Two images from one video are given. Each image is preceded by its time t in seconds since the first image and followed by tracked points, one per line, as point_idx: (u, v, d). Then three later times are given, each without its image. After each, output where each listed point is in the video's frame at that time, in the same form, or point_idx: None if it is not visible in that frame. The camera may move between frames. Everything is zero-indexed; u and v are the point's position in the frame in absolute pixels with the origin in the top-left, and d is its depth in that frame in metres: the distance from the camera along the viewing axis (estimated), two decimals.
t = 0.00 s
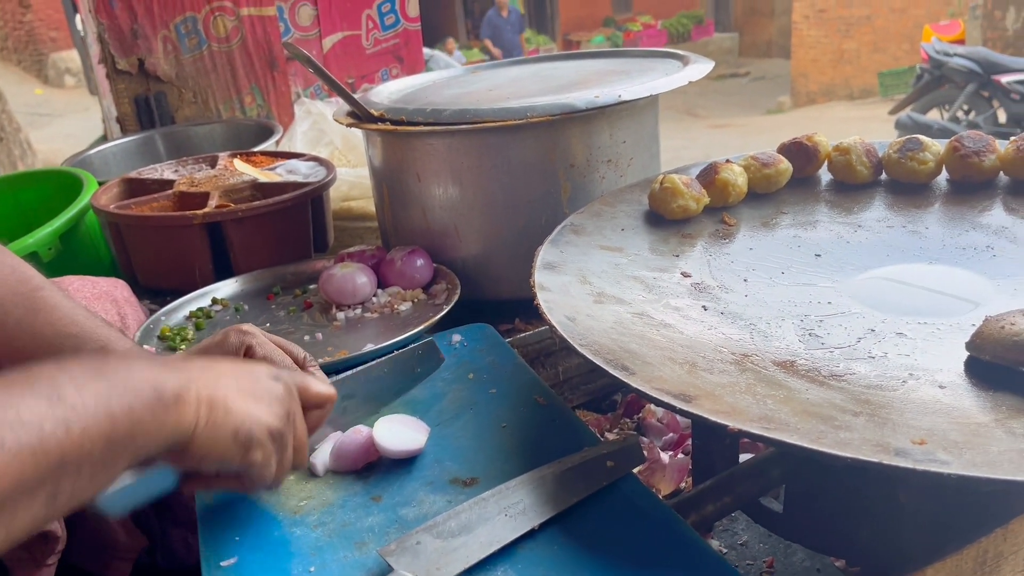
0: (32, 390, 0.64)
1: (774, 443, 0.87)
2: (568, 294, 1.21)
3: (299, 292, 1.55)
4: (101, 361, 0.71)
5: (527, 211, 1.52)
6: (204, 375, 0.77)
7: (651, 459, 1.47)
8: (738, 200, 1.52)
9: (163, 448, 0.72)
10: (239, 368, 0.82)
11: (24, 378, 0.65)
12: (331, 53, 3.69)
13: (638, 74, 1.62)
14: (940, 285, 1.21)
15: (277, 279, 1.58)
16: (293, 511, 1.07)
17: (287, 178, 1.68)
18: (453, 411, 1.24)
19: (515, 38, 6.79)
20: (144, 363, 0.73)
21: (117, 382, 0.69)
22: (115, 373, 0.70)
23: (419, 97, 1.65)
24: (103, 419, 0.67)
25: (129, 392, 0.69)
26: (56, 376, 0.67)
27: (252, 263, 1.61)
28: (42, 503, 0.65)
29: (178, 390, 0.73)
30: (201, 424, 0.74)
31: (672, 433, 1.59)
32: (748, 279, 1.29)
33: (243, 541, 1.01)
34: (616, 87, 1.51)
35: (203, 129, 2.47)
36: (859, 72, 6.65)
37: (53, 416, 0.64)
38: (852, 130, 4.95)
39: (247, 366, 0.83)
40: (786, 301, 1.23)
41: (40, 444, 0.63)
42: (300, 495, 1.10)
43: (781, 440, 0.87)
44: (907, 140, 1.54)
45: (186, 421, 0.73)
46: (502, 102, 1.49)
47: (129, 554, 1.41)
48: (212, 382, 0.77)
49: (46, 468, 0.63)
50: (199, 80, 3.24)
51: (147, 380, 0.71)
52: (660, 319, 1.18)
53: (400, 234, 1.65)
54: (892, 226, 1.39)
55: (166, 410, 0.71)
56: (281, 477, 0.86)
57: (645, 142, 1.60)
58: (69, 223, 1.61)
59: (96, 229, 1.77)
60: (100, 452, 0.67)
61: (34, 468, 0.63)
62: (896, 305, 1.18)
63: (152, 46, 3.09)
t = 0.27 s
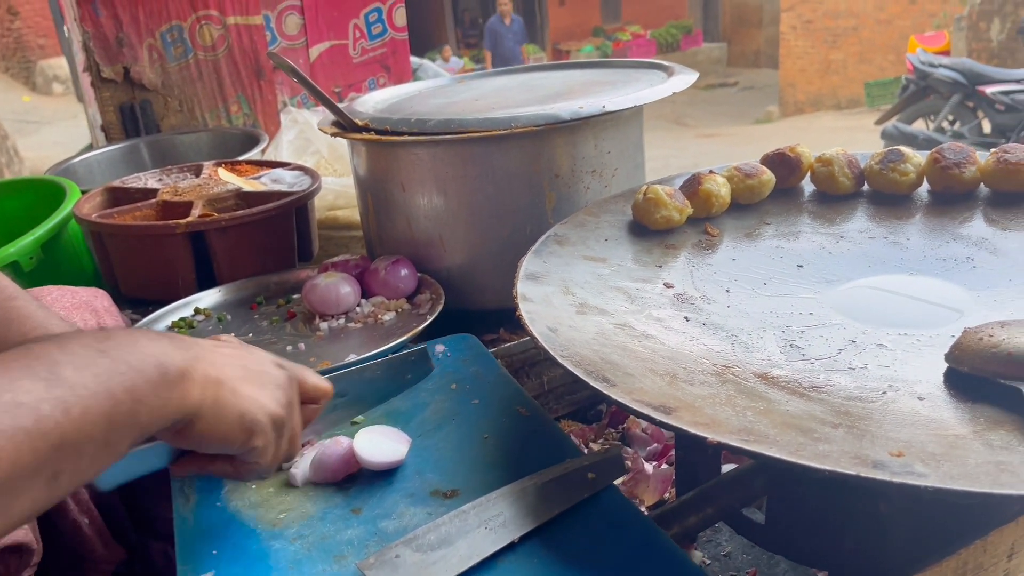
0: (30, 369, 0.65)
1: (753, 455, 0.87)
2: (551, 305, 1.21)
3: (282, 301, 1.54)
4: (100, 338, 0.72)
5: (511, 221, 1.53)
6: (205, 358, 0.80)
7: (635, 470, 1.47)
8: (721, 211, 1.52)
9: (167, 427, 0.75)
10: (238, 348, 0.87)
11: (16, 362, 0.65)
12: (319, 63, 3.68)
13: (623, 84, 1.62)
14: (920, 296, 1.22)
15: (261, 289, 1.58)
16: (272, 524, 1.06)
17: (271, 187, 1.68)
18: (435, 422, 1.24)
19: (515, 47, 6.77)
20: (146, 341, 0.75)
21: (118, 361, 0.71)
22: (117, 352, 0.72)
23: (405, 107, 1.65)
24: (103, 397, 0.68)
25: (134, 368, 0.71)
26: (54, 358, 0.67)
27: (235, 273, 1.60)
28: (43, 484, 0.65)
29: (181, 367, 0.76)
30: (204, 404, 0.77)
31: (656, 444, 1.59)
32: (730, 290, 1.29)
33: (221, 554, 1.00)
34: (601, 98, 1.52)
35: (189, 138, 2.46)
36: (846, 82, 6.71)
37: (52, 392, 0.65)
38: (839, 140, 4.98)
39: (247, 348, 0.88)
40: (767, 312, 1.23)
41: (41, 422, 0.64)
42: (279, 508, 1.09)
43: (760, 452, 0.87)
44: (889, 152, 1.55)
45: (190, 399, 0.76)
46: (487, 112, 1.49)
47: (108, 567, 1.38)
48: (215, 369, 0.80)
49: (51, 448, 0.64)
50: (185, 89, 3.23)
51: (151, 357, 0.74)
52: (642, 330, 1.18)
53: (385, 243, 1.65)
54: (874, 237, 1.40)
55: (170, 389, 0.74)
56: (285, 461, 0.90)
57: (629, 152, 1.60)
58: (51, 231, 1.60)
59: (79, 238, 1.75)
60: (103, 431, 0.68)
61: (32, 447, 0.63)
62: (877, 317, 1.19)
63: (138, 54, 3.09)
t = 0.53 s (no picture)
0: (70, 393, 0.68)
1: (737, 470, 0.87)
2: (539, 318, 1.22)
3: (273, 311, 1.55)
4: (144, 368, 0.76)
5: (502, 232, 1.54)
6: (240, 392, 0.85)
7: (622, 482, 1.47)
8: (710, 224, 1.54)
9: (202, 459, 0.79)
10: (270, 381, 0.93)
11: (50, 388, 0.68)
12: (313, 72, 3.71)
13: (614, 98, 1.64)
14: (905, 312, 1.23)
15: (252, 298, 1.58)
16: (259, 535, 1.06)
17: (264, 196, 1.68)
18: (424, 433, 1.24)
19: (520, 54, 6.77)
20: (184, 371, 0.79)
21: (158, 393, 0.74)
22: (160, 385, 0.75)
23: (397, 118, 1.66)
24: (142, 429, 0.71)
25: (173, 399, 0.75)
26: (99, 383, 0.71)
27: (226, 281, 1.60)
28: (73, 508, 0.68)
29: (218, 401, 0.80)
30: (236, 443, 0.82)
31: (644, 455, 1.59)
32: (717, 304, 1.30)
33: (207, 565, 1.00)
34: (592, 111, 1.53)
35: (182, 145, 2.47)
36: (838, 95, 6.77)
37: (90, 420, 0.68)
38: (831, 152, 5.01)
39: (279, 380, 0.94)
40: (754, 326, 1.24)
41: (77, 447, 0.66)
42: (266, 517, 1.09)
43: (744, 466, 0.88)
44: (876, 168, 1.56)
45: (222, 436, 0.80)
46: (479, 125, 1.50)
47: None
48: (245, 400, 0.85)
49: (84, 472, 0.67)
50: (179, 98, 3.23)
51: (190, 389, 0.78)
52: (629, 343, 1.19)
53: (377, 253, 1.66)
54: (860, 252, 1.41)
55: (205, 424, 0.78)
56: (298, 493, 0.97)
57: (619, 165, 1.61)
58: (42, 238, 1.60)
59: (70, 245, 1.75)
60: (137, 460, 0.71)
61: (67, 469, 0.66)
62: (862, 332, 1.20)
63: (132, 62, 3.09)
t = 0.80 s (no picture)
0: (36, 382, 0.68)
1: (740, 469, 0.89)
2: (545, 319, 1.23)
3: (279, 310, 1.56)
4: (116, 352, 0.76)
5: (507, 235, 1.55)
6: (227, 368, 0.85)
7: (623, 483, 1.49)
8: (713, 230, 1.56)
9: (188, 440, 0.79)
10: (265, 351, 0.92)
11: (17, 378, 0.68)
12: (319, 74, 3.73)
13: (619, 104, 1.66)
14: (905, 319, 1.25)
15: (258, 297, 1.60)
16: (268, 528, 1.08)
17: (272, 197, 1.70)
18: (429, 431, 1.26)
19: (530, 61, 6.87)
20: (161, 351, 0.79)
21: (130, 376, 0.74)
22: (133, 368, 0.75)
23: (405, 121, 1.68)
24: (111, 415, 0.71)
25: (149, 383, 0.75)
26: (62, 370, 0.70)
27: (233, 280, 1.62)
28: (44, 501, 0.68)
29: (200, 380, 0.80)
30: (223, 419, 0.82)
31: (645, 458, 1.61)
32: (720, 308, 1.32)
33: (217, 556, 1.01)
34: (598, 117, 1.55)
35: (189, 146, 2.49)
36: (838, 106, 6.81)
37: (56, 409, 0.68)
38: (832, 163, 5.05)
39: (273, 349, 0.93)
40: (756, 330, 1.26)
41: (42, 439, 0.66)
42: (274, 511, 1.10)
43: (747, 465, 0.89)
44: (878, 177, 1.58)
45: (206, 415, 0.80)
46: (485, 129, 1.52)
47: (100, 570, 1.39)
48: (231, 376, 0.84)
49: (52, 464, 0.67)
50: (187, 98, 3.25)
51: (168, 369, 0.78)
52: (633, 345, 1.21)
53: (382, 255, 1.67)
54: (861, 260, 1.43)
55: (187, 406, 0.77)
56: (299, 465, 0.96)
57: (624, 170, 1.63)
58: (52, 235, 1.62)
59: (79, 242, 1.77)
60: (111, 446, 0.71)
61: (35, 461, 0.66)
62: (863, 337, 1.22)
63: (141, 62, 3.07)
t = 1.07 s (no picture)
0: (92, 392, 0.70)
1: (756, 475, 0.90)
2: (560, 324, 1.24)
3: (294, 310, 1.58)
4: (165, 360, 0.77)
5: (521, 241, 1.57)
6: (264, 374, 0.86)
7: (633, 489, 1.50)
8: (727, 240, 1.57)
9: (222, 445, 0.81)
10: (299, 352, 0.92)
11: (72, 387, 0.69)
12: (335, 78, 3.75)
13: (634, 114, 1.68)
14: (917, 331, 1.26)
15: (273, 297, 1.61)
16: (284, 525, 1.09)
17: (287, 198, 1.72)
18: (443, 432, 1.27)
19: (552, 67, 6.87)
20: (204, 360, 0.79)
21: (177, 388, 0.75)
22: (180, 379, 0.76)
23: (421, 126, 1.70)
24: (159, 427, 0.73)
25: (192, 393, 0.76)
26: (117, 378, 0.72)
27: (248, 281, 1.63)
28: (93, 505, 0.70)
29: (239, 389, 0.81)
30: (257, 426, 0.83)
31: (654, 464, 1.62)
32: (733, 317, 1.34)
33: (234, 551, 1.02)
34: (613, 126, 1.57)
35: (204, 146, 2.51)
36: (845, 119, 6.84)
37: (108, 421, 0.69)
38: (838, 176, 5.07)
39: (307, 350, 0.93)
40: (769, 339, 1.27)
41: (97, 449, 0.68)
42: (290, 508, 1.11)
43: (762, 471, 0.90)
44: (891, 190, 1.60)
45: (241, 424, 0.81)
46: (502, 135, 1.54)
47: (114, 564, 1.42)
48: (267, 383, 0.85)
49: (101, 473, 0.69)
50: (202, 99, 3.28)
51: (210, 377, 0.79)
52: (648, 351, 1.22)
53: (396, 258, 1.69)
54: (873, 272, 1.45)
55: (223, 416, 0.79)
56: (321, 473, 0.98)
57: (638, 179, 1.65)
58: (71, 232, 1.63)
59: (96, 240, 1.78)
60: (155, 456, 0.73)
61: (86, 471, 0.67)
62: (875, 348, 1.23)
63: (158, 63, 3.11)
